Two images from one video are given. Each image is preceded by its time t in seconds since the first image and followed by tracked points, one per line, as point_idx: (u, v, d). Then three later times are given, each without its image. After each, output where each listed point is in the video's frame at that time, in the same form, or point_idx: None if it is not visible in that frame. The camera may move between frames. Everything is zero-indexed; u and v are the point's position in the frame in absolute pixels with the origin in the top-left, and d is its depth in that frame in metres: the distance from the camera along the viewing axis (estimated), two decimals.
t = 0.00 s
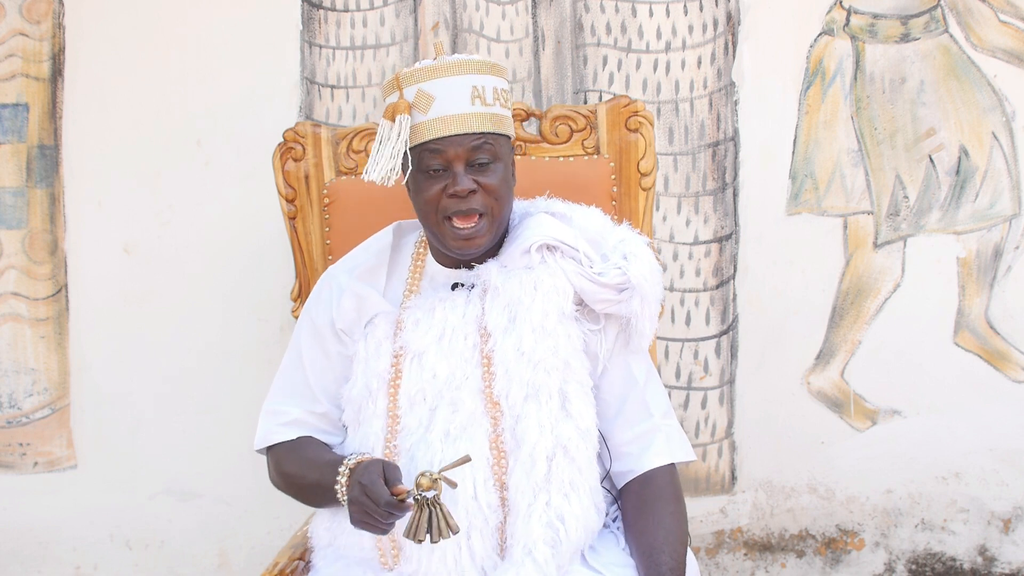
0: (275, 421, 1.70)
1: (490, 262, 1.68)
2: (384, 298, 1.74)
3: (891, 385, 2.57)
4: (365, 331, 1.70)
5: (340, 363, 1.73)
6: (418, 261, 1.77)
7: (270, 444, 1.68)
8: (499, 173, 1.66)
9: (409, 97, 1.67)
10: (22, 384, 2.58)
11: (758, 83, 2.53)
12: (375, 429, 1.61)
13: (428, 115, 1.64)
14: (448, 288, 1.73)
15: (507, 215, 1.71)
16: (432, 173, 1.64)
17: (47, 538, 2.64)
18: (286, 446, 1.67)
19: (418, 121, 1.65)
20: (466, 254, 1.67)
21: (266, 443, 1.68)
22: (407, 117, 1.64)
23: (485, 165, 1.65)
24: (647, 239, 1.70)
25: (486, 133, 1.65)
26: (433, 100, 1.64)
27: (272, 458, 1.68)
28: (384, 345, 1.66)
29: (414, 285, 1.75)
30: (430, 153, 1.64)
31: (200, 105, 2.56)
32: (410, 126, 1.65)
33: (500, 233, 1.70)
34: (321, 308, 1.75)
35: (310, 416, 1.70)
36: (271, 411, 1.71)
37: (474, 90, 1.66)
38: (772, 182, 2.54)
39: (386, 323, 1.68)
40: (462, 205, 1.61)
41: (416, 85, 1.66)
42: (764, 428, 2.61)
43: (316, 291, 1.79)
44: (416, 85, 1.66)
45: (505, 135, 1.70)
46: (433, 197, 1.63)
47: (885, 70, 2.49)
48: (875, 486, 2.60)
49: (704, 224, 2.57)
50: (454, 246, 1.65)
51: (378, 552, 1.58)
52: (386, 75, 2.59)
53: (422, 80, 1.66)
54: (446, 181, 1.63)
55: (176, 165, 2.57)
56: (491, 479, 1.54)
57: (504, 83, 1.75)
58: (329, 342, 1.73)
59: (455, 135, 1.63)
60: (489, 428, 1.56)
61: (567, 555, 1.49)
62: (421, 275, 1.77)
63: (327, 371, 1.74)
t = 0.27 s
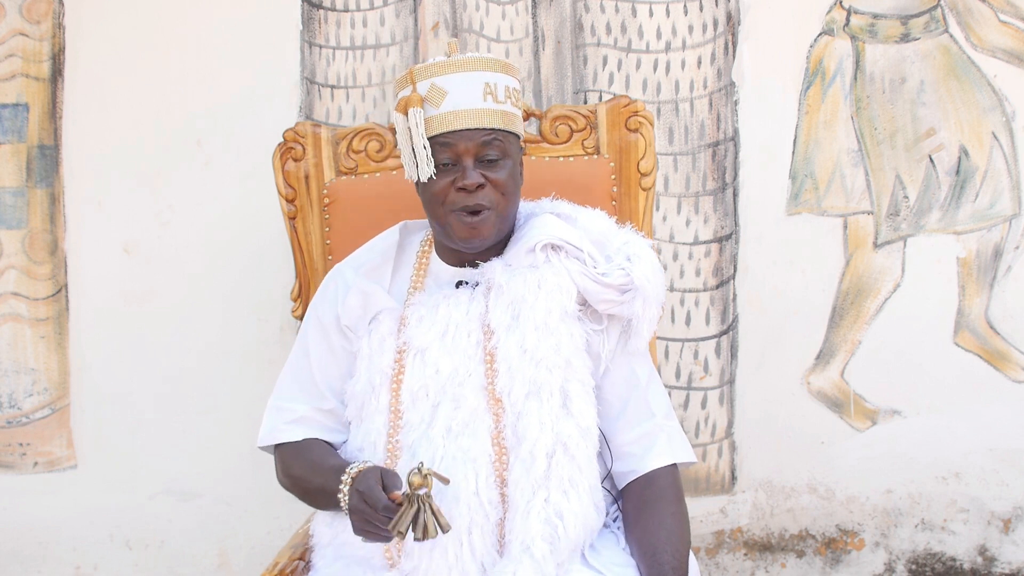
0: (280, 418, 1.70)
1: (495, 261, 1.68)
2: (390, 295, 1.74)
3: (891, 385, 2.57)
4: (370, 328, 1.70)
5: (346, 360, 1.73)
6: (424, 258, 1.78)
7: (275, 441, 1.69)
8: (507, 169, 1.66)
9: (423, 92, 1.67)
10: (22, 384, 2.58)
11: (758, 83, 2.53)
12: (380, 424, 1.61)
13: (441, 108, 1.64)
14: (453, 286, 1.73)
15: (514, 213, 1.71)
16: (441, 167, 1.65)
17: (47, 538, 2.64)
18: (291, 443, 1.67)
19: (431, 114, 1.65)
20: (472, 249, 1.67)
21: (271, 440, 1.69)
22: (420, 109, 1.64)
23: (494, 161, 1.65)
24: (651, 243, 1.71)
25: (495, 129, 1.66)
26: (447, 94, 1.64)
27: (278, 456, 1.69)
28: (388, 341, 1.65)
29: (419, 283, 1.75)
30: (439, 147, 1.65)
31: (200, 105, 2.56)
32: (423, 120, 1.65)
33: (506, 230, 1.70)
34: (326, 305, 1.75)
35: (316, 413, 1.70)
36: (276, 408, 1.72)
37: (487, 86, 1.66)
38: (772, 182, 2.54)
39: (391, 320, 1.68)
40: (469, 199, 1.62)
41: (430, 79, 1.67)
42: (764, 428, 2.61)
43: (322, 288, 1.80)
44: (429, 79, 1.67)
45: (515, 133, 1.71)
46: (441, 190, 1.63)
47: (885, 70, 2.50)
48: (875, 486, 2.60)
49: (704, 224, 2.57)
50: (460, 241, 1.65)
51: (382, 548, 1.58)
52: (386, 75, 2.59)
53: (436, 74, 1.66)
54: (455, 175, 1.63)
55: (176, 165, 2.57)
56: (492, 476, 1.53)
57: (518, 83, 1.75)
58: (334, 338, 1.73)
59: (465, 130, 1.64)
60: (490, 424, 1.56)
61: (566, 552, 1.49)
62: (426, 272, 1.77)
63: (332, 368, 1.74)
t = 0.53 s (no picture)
0: (281, 413, 1.70)
1: (500, 261, 1.68)
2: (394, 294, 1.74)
3: (891, 385, 2.57)
4: (373, 326, 1.70)
5: (349, 357, 1.73)
6: (429, 258, 1.78)
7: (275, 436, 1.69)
8: (513, 170, 1.66)
9: (431, 91, 1.68)
10: (22, 384, 2.58)
11: (758, 83, 2.53)
12: (382, 422, 1.62)
13: (449, 108, 1.64)
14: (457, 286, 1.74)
15: (519, 214, 1.71)
16: (447, 167, 1.65)
17: (47, 538, 2.64)
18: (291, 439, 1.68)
19: (439, 113, 1.65)
20: (476, 248, 1.67)
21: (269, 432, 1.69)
22: (428, 108, 1.64)
23: (500, 161, 1.65)
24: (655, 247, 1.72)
25: (502, 130, 1.65)
26: (455, 94, 1.64)
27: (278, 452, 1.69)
28: (392, 340, 1.65)
29: (423, 282, 1.74)
30: (446, 146, 1.65)
31: (201, 105, 2.56)
32: (431, 118, 1.65)
33: (511, 230, 1.69)
34: (330, 302, 1.76)
35: (314, 410, 1.71)
36: (278, 403, 1.72)
37: (496, 87, 1.66)
38: (772, 182, 2.54)
39: (395, 318, 1.68)
40: (474, 199, 1.62)
41: (440, 78, 1.67)
42: (764, 428, 2.61)
43: (327, 284, 1.80)
44: (439, 78, 1.67)
45: (522, 134, 1.70)
46: (447, 190, 1.64)
47: (885, 70, 2.50)
48: (875, 486, 2.60)
49: (705, 224, 2.57)
50: (464, 240, 1.65)
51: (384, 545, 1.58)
52: (386, 75, 2.59)
53: (446, 73, 1.66)
54: (460, 175, 1.64)
55: (176, 165, 2.57)
56: (494, 475, 1.54)
57: (526, 85, 1.75)
58: (338, 335, 1.74)
59: (472, 130, 1.64)
60: (492, 423, 1.56)
61: (566, 552, 1.49)
62: (430, 272, 1.77)
63: (335, 365, 1.74)
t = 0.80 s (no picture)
0: (281, 399, 1.73)
1: (501, 264, 1.68)
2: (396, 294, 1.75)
3: (891, 385, 2.57)
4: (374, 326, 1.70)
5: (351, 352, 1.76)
6: (429, 259, 1.78)
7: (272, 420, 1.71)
8: (511, 176, 1.66)
9: (426, 98, 1.67)
10: (22, 384, 2.58)
11: (758, 83, 2.53)
12: (383, 424, 1.62)
13: (444, 116, 1.64)
14: (458, 287, 1.73)
15: (519, 218, 1.71)
16: (444, 176, 1.65)
17: (47, 538, 2.64)
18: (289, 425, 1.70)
19: (434, 121, 1.65)
20: (476, 255, 1.67)
21: (272, 425, 1.69)
22: (423, 117, 1.64)
23: (497, 168, 1.65)
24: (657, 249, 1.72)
25: (498, 136, 1.65)
26: (450, 101, 1.64)
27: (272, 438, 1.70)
28: (394, 341, 1.65)
29: (424, 284, 1.75)
30: (443, 155, 1.65)
31: (200, 105, 2.56)
32: (426, 126, 1.65)
33: (511, 236, 1.70)
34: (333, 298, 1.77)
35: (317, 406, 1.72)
36: (279, 392, 1.74)
37: (491, 93, 1.65)
38: (772, 182, 2.54)
39: (398, 319, 1.68)
40: (472, 208, 1.62)
41: (434, 85, 1.66)
42: (764, 428, 2.61)
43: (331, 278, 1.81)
44: (433, 86, 1.66)
45: (519, 139, 1.70)
46: (445, 199, 1.64)
47: (885, 70, 2.49)
48: (875, 486, 2.60)
49: (704, 224, 2.57)
50: (464, 248, 1.66)
51: (384, 545, 1.57)
52: (386, 75, 2.59)
53: (440, 80, 1.66)
54: (457, 184, 1.63)
55: (176, 165, 2.57)
56: (495, 476, 1.54)
57: (523, 88, 1.74)
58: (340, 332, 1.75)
59: (467, 138, 1.64)
60: (494, 425, 1.56)
61: (568, 554, 1.49)
62: (431, 274, 1.77)
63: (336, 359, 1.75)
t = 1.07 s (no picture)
0: (279, 416, 1.70)
1: (501, 266, 1.68)
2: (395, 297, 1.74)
3: (891, 385, 2.57)
4: (374, 329, 1.70)
5: (348, 362, 1.73)
6: (429, 261, 1.78)
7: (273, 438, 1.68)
8: (512, 180, 1.66)
9: (427, 102, 1.67)
10: (22, 384, 2.58)
11: (758, 83, 2.53)
12: (382, 428, 1.61)
13: (445, 119, 1.64)
14: (459, 289, 1.73)
15: (520, 221, 1.71)
16: (446, 179, 1.65)
17: (47, 538, 2.64)
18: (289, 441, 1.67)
19: (435, 125, 1.65)
20: (477, 258, 1.68)
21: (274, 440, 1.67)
22: (423, 120, 1.64)
23: (499, 172, 1.65)
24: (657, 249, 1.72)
25: (500, 140, 1.65)
26: (451, 105, 1.64)
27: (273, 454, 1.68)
28: (394, 344, 1.65)
29: (424, 286, 1.74)
30: (445, 159, 1.65)
31: (201, 105, 2.56)
32: (427, 130, 1.65)
33: (511, 239, 1.70)
34: (331, 304, 1.76)
35: (314, 414, 1.70)
36: (276, 407, 1.72)
37: (492, 97, 1.65)
38: (773, 182, 2.54)
39: (397, 322, 1.68)
40: (474, 212, 1.62)
41: (435, 89, 1.66)
42: (764, 429, 2.61)
43: (326, 287, 1.80)
44: (434, 89, 1.66)
45: (521, 142, 1.70)
46: (446, 202, 1.64)
47: (885, 70, 2.49)
48: (875, 486, 2.60)
49: (705, 224, 2.57)
50: (465, 251, 1.66)
51: (380, 549, 1.56)
52: (386, 75, 2.59)
53: (441, 83, 1.66)
54: (459, 187, 1.63)
55: (176, 165, 2.57)
56: (495, 479, 1.54)
57: (524, 91, 1.74)
58: (337, 339, 1.73)
59: (470, 142, 1.63)
60: (494, 428, 1.56)
61: (570, 556, 1.49)
62: (431, 276, 1.77)
63: (334, 370, 1.73)
